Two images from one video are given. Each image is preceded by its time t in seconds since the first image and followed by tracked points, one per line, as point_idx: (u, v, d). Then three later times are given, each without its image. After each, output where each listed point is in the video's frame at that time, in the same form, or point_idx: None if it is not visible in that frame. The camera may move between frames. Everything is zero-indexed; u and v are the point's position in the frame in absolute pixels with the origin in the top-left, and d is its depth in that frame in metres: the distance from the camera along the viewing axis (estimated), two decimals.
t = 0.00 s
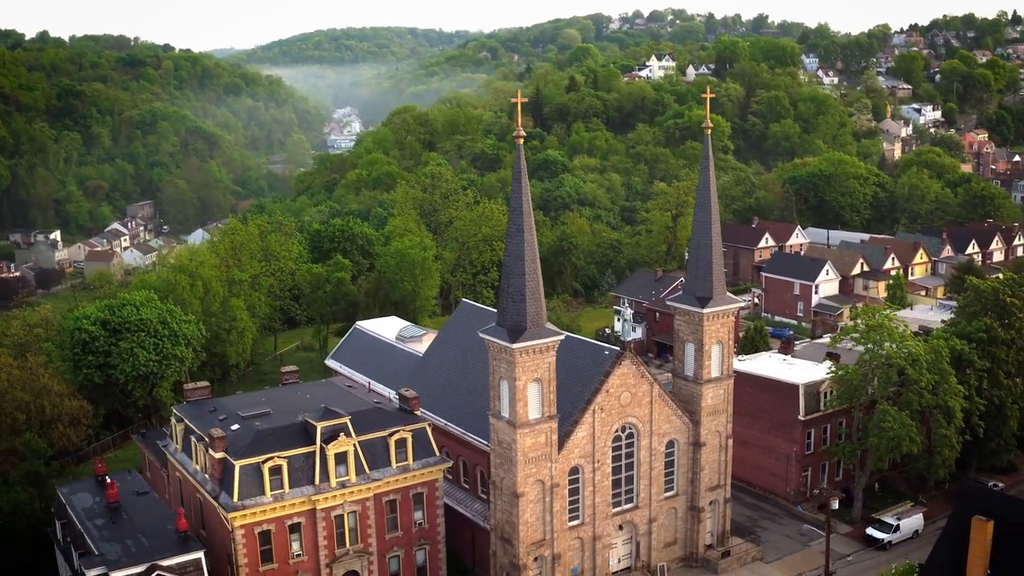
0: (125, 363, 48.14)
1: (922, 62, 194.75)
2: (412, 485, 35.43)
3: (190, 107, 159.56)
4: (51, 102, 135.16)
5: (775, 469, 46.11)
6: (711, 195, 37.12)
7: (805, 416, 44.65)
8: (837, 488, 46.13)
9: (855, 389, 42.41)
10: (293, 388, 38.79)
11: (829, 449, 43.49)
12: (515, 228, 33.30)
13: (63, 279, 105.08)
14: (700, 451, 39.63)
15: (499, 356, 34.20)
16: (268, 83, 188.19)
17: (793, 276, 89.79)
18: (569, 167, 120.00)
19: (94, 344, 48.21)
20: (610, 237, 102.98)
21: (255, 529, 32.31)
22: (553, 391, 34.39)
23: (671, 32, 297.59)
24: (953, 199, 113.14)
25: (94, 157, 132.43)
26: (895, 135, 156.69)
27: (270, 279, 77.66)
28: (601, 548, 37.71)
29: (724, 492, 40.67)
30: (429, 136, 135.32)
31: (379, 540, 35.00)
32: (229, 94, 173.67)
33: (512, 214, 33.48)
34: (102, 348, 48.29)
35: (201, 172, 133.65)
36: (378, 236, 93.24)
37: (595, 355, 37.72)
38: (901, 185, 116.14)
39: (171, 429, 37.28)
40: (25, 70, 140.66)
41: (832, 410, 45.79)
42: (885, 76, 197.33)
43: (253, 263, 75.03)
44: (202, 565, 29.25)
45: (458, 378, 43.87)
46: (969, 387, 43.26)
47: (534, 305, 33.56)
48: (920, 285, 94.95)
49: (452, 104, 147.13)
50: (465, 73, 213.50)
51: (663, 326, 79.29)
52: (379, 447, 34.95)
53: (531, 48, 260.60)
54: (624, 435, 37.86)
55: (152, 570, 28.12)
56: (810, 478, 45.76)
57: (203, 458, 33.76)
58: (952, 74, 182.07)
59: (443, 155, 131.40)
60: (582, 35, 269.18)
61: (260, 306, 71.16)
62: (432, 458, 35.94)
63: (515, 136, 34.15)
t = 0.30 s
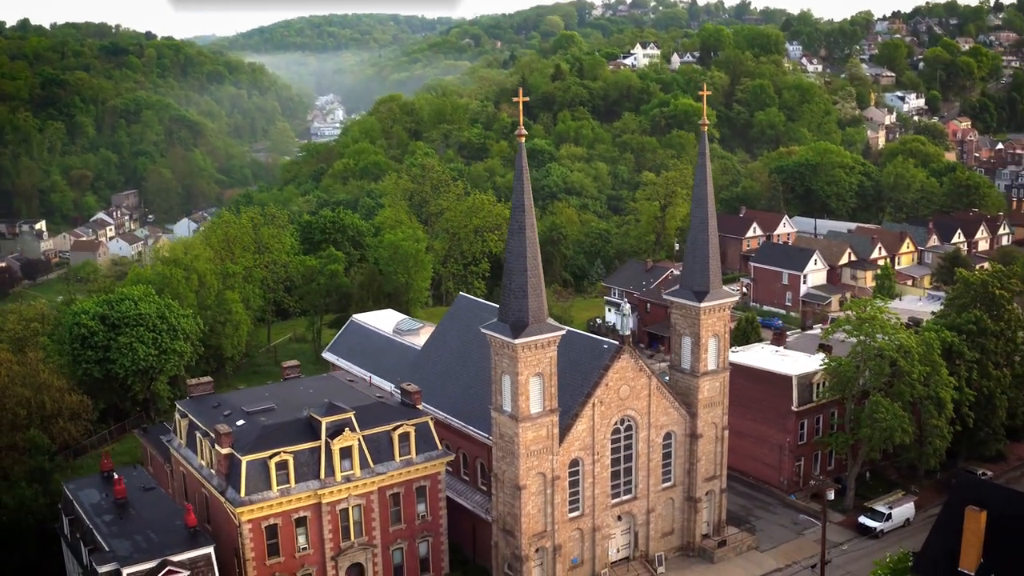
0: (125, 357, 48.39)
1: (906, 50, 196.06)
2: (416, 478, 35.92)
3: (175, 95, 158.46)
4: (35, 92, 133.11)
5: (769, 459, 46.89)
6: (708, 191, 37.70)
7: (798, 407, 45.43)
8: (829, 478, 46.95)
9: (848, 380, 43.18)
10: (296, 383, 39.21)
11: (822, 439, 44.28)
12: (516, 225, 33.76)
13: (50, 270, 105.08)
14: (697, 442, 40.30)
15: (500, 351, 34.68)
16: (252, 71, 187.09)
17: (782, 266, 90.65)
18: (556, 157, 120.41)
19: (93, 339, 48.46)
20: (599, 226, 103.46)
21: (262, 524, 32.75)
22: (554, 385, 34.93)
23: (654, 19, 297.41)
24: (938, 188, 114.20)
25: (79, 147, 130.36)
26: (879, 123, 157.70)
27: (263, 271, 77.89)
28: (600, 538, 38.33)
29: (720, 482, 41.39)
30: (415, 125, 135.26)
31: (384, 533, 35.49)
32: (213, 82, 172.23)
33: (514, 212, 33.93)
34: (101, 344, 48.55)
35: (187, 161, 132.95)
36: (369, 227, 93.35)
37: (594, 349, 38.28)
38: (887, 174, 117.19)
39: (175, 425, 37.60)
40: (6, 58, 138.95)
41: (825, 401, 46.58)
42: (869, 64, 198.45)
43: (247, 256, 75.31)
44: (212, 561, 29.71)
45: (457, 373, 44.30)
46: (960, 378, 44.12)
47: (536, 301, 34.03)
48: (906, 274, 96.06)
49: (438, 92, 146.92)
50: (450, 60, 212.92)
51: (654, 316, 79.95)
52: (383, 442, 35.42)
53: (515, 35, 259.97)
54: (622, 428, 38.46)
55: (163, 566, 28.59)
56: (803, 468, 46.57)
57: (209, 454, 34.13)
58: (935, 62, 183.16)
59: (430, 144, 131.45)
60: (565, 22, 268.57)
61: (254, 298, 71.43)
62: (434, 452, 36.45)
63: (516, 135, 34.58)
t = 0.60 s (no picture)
0: (125, 351, 48.67)
1: (889, 38, 196.90)
2: (418, 470, 36.44)
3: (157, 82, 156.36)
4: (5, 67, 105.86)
5: (763, 448, 47.71)
6: (704, 187, 38.31)
7: (791, 397, 46.20)
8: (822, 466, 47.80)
9: (840, 371, 43.96)
10: (297, 378, 39.54)
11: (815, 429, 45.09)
12: (518, 222, 34.22)
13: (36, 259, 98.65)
14: (694, 433, 41.02)
15: (502, 345, 35.16)
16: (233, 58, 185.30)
17: (771, 256, 91.46)
18: (542, 146, 120.32)
19: (92, 334, 48.74)
20: (587, 216, 103.78)
21: (269, 517, 33.18)
22: (555, 379, 35.47)
23: (635, 5, 296.14)
24: (923, 177, 115.33)
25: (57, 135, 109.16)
26: (863, 111, 158.65)
27: (255, 263, 78.03)
28: (599, 529, 38.97)
29: (716, 472, 42.12)
30: (402, 113, 134.79)
31: (387, 525, 36.00)
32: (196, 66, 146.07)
33: (514, 208, 34.39)
34: (100, 338, 48.83)
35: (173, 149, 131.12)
36: (359, 218, 93.40)
37: (592, 342, 38.87)
38: (873, 163, 118.17)
39: (179, 420, 37.90)
40: None
41: (818, 391, 47.39)
42: (853, 51, 199.12)
43: (240, 249, 75.50)
44: (222, 555, 30.19)
45: (456, 367, 44.59)
46: (949, 368, 45.03)
47: (537, 296, 34.51)
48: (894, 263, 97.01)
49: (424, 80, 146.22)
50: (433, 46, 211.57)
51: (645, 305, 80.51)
52: (386, 435, 35.91)
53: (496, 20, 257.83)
54: (620, 419, 39.06)
55: (174, 561, 29.06)
56: (796, 457, 47.39)
57: (215, 449, 34.52)
58: (918, 49, 184.51)
59: (416, 132, 131.13)
60: (547, 7, 266.64)
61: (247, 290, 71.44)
62: (436, 445, 36.98)
63: (517, 133, 35.01)
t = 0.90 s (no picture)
0: (127, 346, 49.16)
1: (874, 25, 197.46)
2: (423, 463, 36.97)
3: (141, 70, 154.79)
4: None
5: (759, 438, 48.48)
6: (702, 182, 38.90)
7: (786, 388, 46.95)
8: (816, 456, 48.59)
9: (835, 362, 44.71)
10: (302, 371, 40.07)
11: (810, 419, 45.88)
12: (522, 218, 34.71)
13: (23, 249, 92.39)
14: (693, 424, 41.69)
15: (506, 339, 35.66)
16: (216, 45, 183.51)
17: (762, 245, 92.26)
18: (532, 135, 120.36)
19: (95, 328, 49.13)
20: (578, 205, 103.83)
21: (278, 510, 33.66)
22: (558, 372, 36.03)
23: None
24: (911, 165, 116.34)
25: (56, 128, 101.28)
26: (849, 98, 159.45)
27: (250, 254, 78.06)
28: (600, 518, 39.63)
29: (714, 462, 42.84)
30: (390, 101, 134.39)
31: (393, 516, 36.54)
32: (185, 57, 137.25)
33: (518, 205, 34.86)
34: (102, 332, 49.22)
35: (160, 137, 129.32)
36: (352, 208, 93.32)
37: (593, 336, 39.44)
38: (861, 152, 119.02)
39: (185, 414, 38.29)
40: None
41: (813, 382, 48.17)
42: (839, 38, 199.71)
43: (234, 240, 75.46)
44: (233, 548, 30.73)
45: (457, 358, 45.17)
46: (942, 359, 45.89)
47: (541, 291, 35.01)
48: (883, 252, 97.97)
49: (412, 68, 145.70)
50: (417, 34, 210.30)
51: (638, 295, 81.01)
52: (391, 428, 36.42)
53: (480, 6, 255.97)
54: (621, 411, 39.69)
55: (187, 554, 29.60)
56: (791, 446, 48.20)
57: (224, 443, 34.95)
58: (903, 36, 185.58)
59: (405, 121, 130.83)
60: None
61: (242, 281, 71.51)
62: (441, 438, 37.54)
63: (521, 131, 35.55)
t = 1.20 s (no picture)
0: (130, 339, 49.73)
1: (862, 11, 197.83)
2: (430, 454, 37.55)
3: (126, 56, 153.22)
4: None
5: (757, 427, 49.24)
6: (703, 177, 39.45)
7: (783, 377, 47.69)
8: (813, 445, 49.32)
9: (832, 352, 45.44)
10: (308, 364, 40.50)
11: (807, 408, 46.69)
12: (527, 213, 35.18)
13: (12, 241, 88.95)
14: (693, 413, 42.36)
15: (512, 332, 36.17)
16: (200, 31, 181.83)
17: (755, 234, 92.95)
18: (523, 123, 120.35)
19: (98, 322, 49.51)
20: (571, 194, 104.03)
21: (288, 502, 34.16)
22: (562, 364, 36.60)
23: None
24: (901, 153, 117.17)
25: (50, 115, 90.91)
26: (838, 85, 159.91)
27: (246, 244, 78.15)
28: (603, 507, 40.30)
29: (713, 451, 43.55)
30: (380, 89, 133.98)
31: (400, 507, 37.09)
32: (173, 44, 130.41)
33: (523, 200, 35.32)
34: (105, 326, 49.63)
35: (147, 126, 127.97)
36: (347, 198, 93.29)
37: (596, 328, 40.06)
38: (851, 140, 119.68)
39: (193, 407, 38.72)
40: None
41: (809, 371, 48.98)
42: (827, 24, 200.00)
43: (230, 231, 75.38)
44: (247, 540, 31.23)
45: (458, 349, 45.70)
46: (936, 349, 46.70)
47: (545, 284, 35.50)
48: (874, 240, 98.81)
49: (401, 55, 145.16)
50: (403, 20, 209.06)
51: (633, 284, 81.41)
52: (399, 420, 36.96)
53: None
54: (624, 401, 40.28)
55: (202, 547, 30.11)
56: (788, 434, 49.00)
57: (234, 437, 35.43)
58: (891, 22, 186.29)
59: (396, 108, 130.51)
60: None
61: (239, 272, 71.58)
62: (447, 429, 38.10)
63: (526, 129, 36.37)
